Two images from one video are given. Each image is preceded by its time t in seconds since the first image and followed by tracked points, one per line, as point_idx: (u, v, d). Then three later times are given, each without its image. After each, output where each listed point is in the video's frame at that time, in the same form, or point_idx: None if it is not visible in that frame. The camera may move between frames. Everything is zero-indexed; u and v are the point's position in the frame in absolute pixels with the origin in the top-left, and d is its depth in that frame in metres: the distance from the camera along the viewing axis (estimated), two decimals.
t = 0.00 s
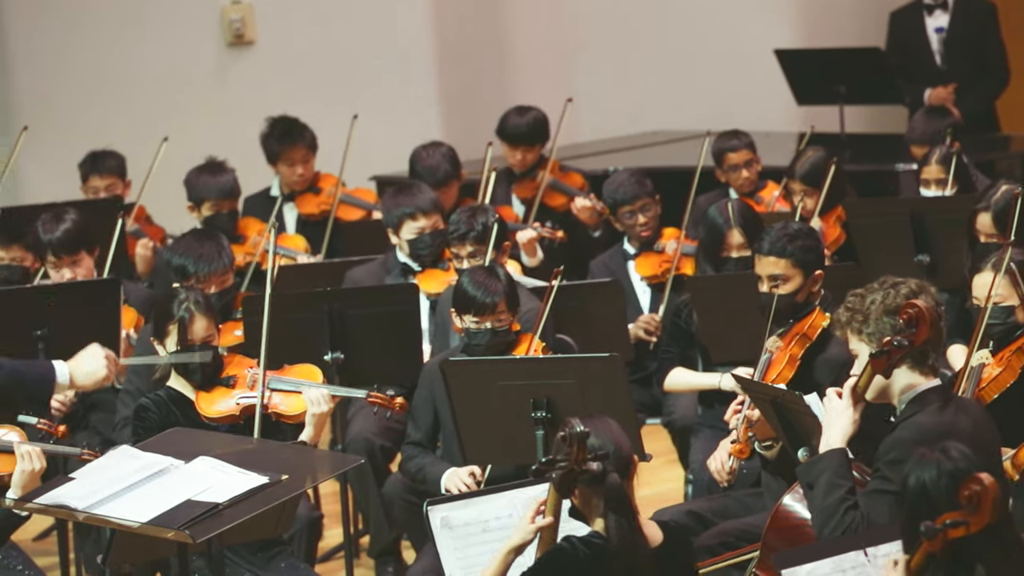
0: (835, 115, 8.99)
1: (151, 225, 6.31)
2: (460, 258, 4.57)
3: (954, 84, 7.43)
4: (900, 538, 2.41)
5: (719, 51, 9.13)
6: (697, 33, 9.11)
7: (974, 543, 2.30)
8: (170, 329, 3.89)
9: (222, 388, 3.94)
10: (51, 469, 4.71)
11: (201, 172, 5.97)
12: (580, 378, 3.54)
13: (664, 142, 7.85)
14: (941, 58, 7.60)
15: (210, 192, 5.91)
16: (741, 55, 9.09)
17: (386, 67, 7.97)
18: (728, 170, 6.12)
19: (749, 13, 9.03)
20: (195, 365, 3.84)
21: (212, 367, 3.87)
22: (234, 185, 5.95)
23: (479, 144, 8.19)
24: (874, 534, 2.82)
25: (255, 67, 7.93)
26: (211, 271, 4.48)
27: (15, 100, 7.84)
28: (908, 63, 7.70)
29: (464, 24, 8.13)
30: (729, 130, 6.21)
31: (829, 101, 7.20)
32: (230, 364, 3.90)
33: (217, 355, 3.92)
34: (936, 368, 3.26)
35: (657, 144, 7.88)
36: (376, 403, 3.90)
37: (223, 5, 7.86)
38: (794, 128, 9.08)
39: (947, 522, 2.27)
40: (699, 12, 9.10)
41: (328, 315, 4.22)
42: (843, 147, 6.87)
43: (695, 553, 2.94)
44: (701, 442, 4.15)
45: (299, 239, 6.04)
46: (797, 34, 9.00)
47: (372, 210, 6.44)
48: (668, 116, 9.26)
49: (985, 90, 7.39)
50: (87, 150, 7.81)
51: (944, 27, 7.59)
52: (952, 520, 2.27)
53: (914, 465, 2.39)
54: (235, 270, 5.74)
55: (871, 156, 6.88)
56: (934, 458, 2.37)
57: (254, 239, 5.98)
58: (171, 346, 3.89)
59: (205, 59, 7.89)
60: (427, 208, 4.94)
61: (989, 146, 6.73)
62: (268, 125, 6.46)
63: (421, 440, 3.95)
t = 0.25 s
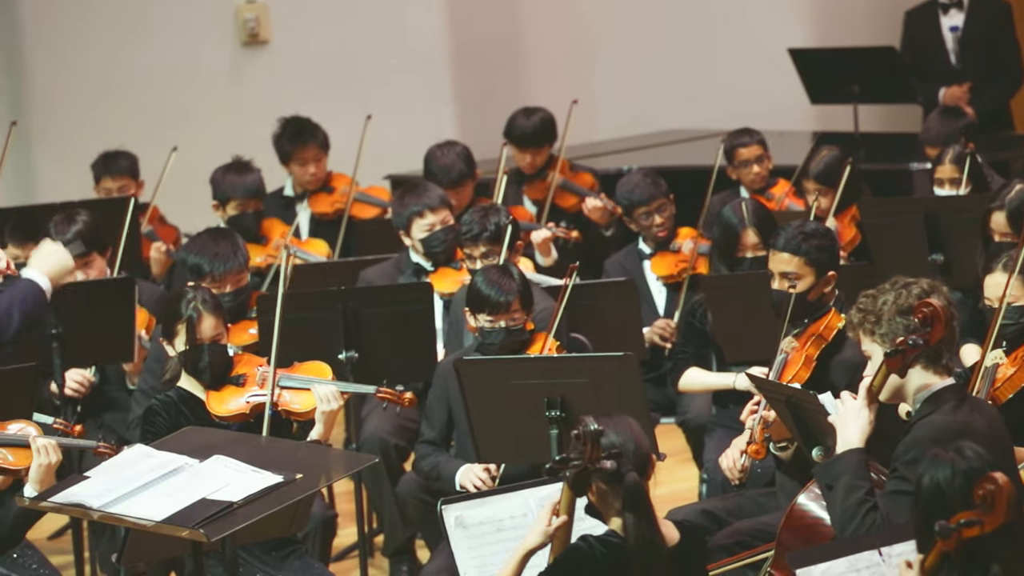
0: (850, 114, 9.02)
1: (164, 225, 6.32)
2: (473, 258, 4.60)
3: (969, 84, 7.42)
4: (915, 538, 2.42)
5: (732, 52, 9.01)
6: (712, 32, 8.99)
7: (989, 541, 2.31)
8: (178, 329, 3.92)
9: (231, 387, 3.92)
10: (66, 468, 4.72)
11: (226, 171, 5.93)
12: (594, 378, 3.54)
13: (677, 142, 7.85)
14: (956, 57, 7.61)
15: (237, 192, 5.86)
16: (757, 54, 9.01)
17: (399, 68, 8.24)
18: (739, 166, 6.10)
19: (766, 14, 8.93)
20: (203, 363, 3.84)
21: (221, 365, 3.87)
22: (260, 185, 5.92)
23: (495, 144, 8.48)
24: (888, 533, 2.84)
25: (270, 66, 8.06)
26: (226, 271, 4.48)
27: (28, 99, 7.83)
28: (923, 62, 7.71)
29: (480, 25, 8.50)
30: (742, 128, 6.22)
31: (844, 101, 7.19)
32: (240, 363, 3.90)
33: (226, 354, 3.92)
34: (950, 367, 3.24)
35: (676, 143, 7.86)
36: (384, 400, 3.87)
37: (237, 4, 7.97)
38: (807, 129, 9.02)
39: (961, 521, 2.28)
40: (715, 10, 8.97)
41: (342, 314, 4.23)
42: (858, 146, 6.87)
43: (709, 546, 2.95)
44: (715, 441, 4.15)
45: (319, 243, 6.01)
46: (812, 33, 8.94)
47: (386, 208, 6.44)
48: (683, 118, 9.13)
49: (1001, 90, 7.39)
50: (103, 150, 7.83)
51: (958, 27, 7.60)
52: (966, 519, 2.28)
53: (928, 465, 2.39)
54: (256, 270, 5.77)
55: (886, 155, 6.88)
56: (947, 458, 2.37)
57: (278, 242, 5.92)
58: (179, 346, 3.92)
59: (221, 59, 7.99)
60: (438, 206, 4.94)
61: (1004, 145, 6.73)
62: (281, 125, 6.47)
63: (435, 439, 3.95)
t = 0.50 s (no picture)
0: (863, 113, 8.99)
1: (177, 224, 6.32)
2: (486, 258, 4.58)
3: (983, 82, 7.43)
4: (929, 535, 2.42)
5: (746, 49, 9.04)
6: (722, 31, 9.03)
7: (1003, 541, 2.31)
8: (191, 326, 3.95)
9: (244, 384, 3.92)
10: (81, 467, 4.74)
11: (245, 170, 5.94)
12: (608, 377, 3.52)
13: (690, 141, 7.84)
14: (971, 57, 7.62)
15: (253, 192, 5.87)
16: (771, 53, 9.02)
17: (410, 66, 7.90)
18: (754, 163, 6.13)
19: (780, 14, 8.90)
20: (216, 361, 3.81)
21: (234, 364, 3.84)
22: (278, 184, 5.92)
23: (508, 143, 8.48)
24: (903, 531, 2.85)
25: (284, 66, 7.95)
26: (240, 270, 4.49)
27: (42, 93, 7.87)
28: (938, 62, 7.73)
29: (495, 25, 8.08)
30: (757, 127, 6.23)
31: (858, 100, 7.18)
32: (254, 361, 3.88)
33: (238, 352, 3.90)
34: (966, 367, 3.25)
35: (697, 141, 7.87)
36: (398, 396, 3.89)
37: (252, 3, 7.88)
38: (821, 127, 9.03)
39: (976, 521, 2.28)
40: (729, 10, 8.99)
41: (356, 313, 4.23)
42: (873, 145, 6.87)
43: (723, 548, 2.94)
44: (729, 440, 4.16)
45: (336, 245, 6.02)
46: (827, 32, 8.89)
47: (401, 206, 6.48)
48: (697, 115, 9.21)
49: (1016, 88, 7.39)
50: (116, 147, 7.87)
51: (973, 26, 7.61)
52: (982, 519, 2.28)
53: (943, 464, 2.36)
54: (273, 272, 5.79)
55: (900, 154, 6.89)
56: (962, 457, 2.34)
57: (294, 242, 5.93)
58: (192, 343, 3.94)
59: (235, 58, 7.93)
60: (452, 209, 4.91)
61: (1019, 144, 6.73)
62: (295, 124, 6.48)
63: (449, 438, 3.95)
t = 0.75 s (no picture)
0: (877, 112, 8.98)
1: (192, 223, 6.33)
2: (499, 258, 4.58)
3: (998, 81, 7.43)
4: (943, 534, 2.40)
5: (761, 48, 9.00)
6: (739, 30, 8.98)
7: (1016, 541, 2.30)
8: (208, 325, 3.92)
9: (260, 384, 3.92)
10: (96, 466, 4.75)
11: (259, 171, 5.96)
12: (622, 376, 3.52)
13: (704, 140, 7.84)
14: (986, 55, 7.63)
15: (269, 193, 5.88)
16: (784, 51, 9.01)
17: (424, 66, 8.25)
18: (770, 163, 6.15)
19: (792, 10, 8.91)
20: (233, 360, 3.81)
21: (251, 363, 3.84)
22: (291, 185, 5.93)
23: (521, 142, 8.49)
24: (918, 531, 2.78)
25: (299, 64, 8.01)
26: (255, 269, 4.49)
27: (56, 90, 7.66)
28: (951, 61, 7.76)
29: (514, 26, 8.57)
30: (773, 125, 6.24)
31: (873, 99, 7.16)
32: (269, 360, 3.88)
33: (255, 352, 3.90)
34: (982, 367, 3.25)
35: (710, 139, 7.87)
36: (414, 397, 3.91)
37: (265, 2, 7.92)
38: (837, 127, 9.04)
39: (990, 521, 2.27)
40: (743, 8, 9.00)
41: (370, 312, 4.23)
42: (886, 143, 6.87)
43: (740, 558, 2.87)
44: (744, 440, 4.17)
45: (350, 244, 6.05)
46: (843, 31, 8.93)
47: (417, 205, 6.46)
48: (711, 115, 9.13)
49: None
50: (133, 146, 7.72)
51: (988, 24, 7.63)
52: (996, 518, 2.28)
53: (958, 462, 2.38)
54: (286, 271, 5.78)
55: (915, 153, 6.88)
56: (977, 456, 2.35)
57: (308, 241, 5.94)
58: (209, 343, 3.92)
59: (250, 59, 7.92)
60: (468, 205, 4.94)
61: None
62: (309, 123, 6.49)
63: (464, 437, 3.95)
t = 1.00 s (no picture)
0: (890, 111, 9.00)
1: (208, 222, 6.38)
2: (513, 255, 4.62)
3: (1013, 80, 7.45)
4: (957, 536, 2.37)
5: (770, 45, 9.06)
6: (749, 29, 9.03)
7: None
8: (225, 323, 3.89)
9: (278, 382, 3.94)
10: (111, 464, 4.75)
11: (273, 169, 5.93)
12: (637, 375, 3.51)
13: (719, 139, 7.84)
14: (1000, 54, 7.66)
15: (282, 192, 5.86)
16: (798, 52, 9.08)
17: (440, 66, 8.29)
18: (787, 163, 6.15)
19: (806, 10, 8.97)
20: (250, 358, 3.85)
21: (269, 361, 3.88)
22: (304, 184, 5.91)
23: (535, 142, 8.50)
24: (931, 530, 2.76)
25: (313, 62, 8.01)
26: (269, 268, 4.50)
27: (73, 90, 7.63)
28: (965, 60, 7.80)
29: (525, 23, 8.59)
30: (790, 124, 6.23)
31: (887, 98, 7.15)
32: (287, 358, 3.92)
33: (272, 349, 3.92)
34: (995, 365, 3.23)
35: (724, 139, 7.86)
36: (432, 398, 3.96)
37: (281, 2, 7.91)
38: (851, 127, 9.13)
39: (1004, 520, 2.23)
40: (758, 8, 9.02)
41: (384, 311, 4.23)
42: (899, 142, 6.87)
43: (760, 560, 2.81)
44: (759, 439, 4.17)
45: (363, 242, 6.06)
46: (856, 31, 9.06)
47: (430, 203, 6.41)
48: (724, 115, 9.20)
49: None
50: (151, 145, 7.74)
51: (1003, 23, 7.69)
52: (1010, 518, 2.24)
53: (969, 463, 2.35)
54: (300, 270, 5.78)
55: (929, 152, 6.89)
56: (988, 457, 2.32)
57: (322, 241, 5.95)
58: (227, 341, 3.89)
59: (265, 60, 7.91)
60: (473, 203, 4.99)
61: None
62: (323, 121, 6.50)
63: (477, 436, 3.96)
